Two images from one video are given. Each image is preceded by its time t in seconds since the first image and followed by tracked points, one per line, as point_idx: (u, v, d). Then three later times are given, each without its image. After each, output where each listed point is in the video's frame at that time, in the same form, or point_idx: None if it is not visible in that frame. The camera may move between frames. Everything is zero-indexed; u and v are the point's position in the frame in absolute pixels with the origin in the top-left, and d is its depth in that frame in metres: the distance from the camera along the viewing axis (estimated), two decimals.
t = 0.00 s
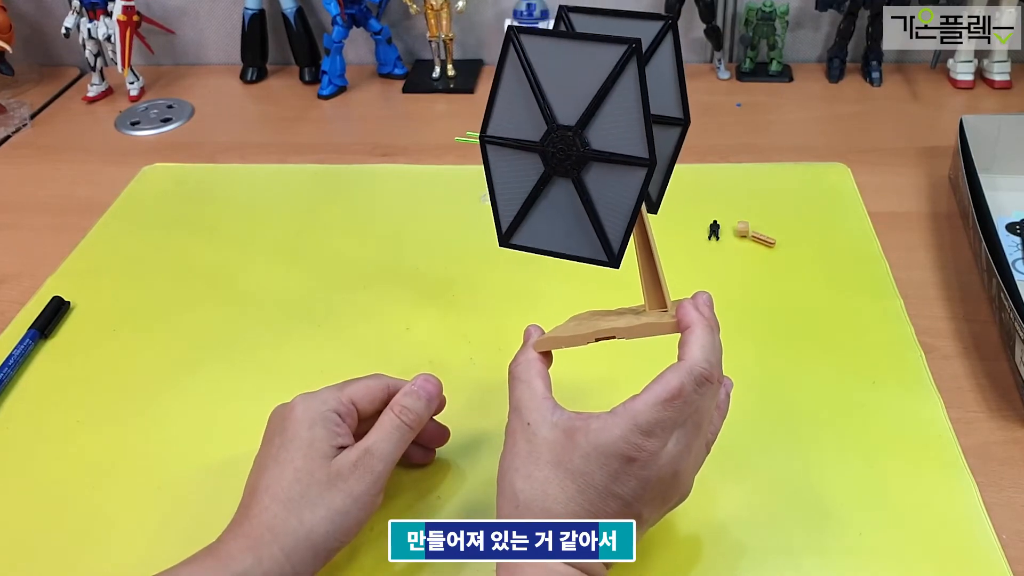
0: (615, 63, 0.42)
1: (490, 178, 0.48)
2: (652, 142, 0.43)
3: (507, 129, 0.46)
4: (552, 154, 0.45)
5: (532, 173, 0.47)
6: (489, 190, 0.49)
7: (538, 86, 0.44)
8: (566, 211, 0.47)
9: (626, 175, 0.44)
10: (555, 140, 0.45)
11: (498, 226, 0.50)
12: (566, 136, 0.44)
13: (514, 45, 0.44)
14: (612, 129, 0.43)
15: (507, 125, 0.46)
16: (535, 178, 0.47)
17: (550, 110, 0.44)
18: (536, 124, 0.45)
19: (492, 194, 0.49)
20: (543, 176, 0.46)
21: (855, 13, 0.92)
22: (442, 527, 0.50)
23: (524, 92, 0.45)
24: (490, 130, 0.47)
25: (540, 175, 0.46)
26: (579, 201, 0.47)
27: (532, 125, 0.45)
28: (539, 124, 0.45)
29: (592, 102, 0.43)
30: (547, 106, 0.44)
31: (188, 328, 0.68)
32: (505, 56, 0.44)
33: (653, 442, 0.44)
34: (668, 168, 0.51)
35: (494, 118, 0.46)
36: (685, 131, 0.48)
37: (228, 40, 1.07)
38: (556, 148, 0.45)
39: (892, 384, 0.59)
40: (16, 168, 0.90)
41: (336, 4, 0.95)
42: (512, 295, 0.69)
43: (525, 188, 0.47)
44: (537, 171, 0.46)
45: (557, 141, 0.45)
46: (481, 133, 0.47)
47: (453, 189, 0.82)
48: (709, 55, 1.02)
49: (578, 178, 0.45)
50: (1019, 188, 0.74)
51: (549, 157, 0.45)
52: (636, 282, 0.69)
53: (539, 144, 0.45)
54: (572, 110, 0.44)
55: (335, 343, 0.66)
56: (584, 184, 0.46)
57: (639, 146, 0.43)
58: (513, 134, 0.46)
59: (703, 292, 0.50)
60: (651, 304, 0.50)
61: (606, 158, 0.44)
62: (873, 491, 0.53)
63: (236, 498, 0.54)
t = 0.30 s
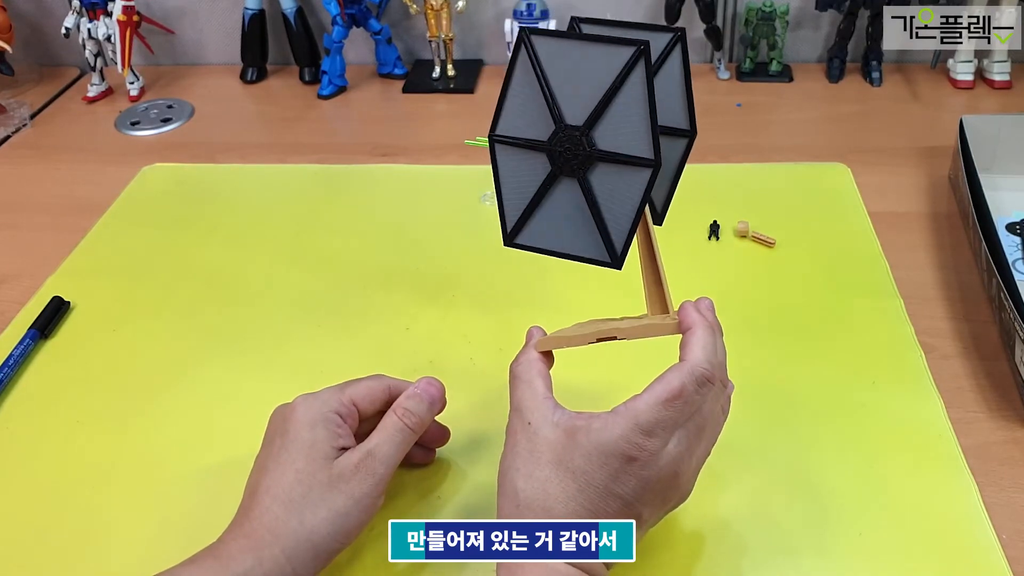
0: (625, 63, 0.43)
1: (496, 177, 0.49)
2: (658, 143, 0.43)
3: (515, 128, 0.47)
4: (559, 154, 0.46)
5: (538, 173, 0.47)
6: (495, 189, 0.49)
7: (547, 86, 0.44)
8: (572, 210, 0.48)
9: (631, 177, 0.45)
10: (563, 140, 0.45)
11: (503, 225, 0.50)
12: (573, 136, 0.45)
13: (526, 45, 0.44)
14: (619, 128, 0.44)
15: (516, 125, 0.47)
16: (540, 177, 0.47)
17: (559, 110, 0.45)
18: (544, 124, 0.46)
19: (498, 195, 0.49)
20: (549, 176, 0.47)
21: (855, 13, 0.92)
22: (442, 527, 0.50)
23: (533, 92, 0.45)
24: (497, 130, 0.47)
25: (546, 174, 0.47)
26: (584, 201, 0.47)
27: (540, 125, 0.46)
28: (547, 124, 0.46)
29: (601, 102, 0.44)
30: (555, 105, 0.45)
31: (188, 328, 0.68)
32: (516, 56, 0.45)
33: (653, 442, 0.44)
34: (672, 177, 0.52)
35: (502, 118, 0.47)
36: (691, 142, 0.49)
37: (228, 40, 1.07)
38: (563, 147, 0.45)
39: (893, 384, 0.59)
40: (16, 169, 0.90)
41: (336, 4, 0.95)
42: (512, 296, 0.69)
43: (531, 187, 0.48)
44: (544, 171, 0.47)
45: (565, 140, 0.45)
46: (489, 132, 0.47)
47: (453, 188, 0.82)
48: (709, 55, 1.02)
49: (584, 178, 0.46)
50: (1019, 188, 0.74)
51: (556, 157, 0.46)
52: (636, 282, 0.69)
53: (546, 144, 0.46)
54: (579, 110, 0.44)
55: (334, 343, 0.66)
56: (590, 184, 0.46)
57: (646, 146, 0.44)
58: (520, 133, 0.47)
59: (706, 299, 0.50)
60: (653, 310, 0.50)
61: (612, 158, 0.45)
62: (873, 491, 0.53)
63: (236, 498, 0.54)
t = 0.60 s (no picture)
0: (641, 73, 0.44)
1: (510, 177, 0.51)
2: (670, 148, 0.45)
3: (529, 130, 0.49)
4: (571, 156, 0.47)
5: (551, 173, 0.49)
6: (508, 188, 0.51)
7: (564, 90, 0.46)
8: (579, 212, 0.50)
9: (641, 181, 0.46)
10: (576, 143, 0.47)
11: (512, 225, 0.52)
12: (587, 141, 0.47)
13: (546, 49, 0.46)
14: (631, 134, 0.46)
15: (531, 126, 0.48)
16: (553, 178, 0.49)
17: (574, 113, 0.46)
18: (559, 126, 0.47)
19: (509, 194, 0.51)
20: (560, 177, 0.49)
21: (855, 13, 0.92)
22: (442, 527, 0.50)
23: (550, 95, 0.47)
24: (512, 131, 0.49)
25: (556, 176, 0.49)
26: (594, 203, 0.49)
27: (553, 128, 0.48)
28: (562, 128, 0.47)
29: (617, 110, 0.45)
30: (570, 110, 0.46)
31: (188, 328, 0.68)
32: (536, 59, 0.47)
33: (660, 443, 0.45)
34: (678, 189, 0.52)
35: (518, 119, 0.49)
36: (697, 161, 0.49)
37: (228, 40, 1.07)
38: (577, 150, 0.47)
39: (893, 384, 0.59)
40: (16, 169, 0.90)
41: (336, 4, 0.95)
42: (513, 296, 0.69)
43: (542, 188, 0.50)
44: (554, 173, 0.49)
45: (578, 144, 0.47)
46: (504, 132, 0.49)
47: (452, 188, 0.82)
48: (709, 55, 1.02)
49: (593, 181, 0.48)
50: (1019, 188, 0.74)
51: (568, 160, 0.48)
52: (636, 282, 0.69)
53: (560, 146, 0.47)
54: (594, 115, 0.46)
55: (334, 343, 0.66)
56: (600, 186, 0.48)
57: (658, 153, 0.45)
58: (535, 135, 0.48)
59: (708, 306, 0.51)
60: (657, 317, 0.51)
61: (624, 162, 0.46)
62: (874, 492, 0.53)
63: (236, 498, 0.54)
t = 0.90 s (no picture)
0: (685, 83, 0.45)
1: (531, 167, 0.49)
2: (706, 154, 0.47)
3: (562, 120, 0.47)
4: (603, 151, 0.47)
5: (576, 167, 0.48)
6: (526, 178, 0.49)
7: (606, 85, 0.46)
8: (599, 207, 0.50)
9: (673, 183, 0.48)
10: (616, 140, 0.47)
11: (528, 216, 0.51)
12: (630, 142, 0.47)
13: (591, 38, 0.45)
14: (670, 137, 0.47)
15: (564, 117, 0.47)
16: (579, 172, 0.48)
17: (613, 109, 0.46)
18: (593, 120, 0.47)
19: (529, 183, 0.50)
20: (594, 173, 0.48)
21: (855, 13, 0.92)
22: (442, 527, 0.51)
23: (589, 88, 0.46)
24: (542, 118, 0.47)
25: (585, 169, 0.48)
26: (629, 205, 0.49)
27: (587, 122, 0.47)
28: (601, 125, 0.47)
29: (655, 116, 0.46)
30: (608, 104, 0.46)
31: (188, 328, 0.68)
32: (576, 47, 0.46)
33: (693, 445, 0.46)
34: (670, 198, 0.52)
35: (549, 107, 0.47)
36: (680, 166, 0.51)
37: (228, 40, 1.07)
38: (612, 146, 0.47)
39: (893, 383, 0.59)
40: (16, 169, 0.90)
41: (336, 4, 0.95)
42: (513, 296, 0.69)
43: (566, 181, 0.49)
44: (583, 166, 0.48)
45: (613, 140, 0.47)
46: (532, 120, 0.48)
47: (452, 188, 0.82)
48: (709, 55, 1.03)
49: (622, 177, 0.48)
50: (1019, 188, 0.74)
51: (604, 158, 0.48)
52: (636, 282, 0.69)
53: (595, 141, 0.47)
54: (633, 114, 0.46)
55: (334, 343, 0.66)
56: (629, 184, 0.48)
57: (694, 159, 0.48)
58: (568, 126, 0.47)
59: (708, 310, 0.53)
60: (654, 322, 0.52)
61: (660, 163, 0.48)
62: (874, 492, 0.53)
63: (235, 499, 0.54)
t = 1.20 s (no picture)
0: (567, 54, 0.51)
1: (604, 151, 0.40)
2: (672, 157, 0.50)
3: (632, 102, 0.41)
4: (643, 141, 0.43)
5: (624, 154, 0.42)
6: (595, 161, 0.40)
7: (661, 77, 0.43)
8: (620, 198, 0.44)
9: (655, 181, 0.49)
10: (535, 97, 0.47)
11: (590, 198, 0.41)
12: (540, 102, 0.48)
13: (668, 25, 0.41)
14: (667, 138, 0.47)
15: (635, 100, 0.41)
16: (624, 160, 0.43)
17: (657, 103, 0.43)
18: (643, 109, 0.42)
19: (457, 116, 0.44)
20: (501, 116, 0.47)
21: (855, 13, 0.92)
22: (442, 527, 0.51)
23: (652, 74, 0.42)
24: (623, 98, 0.40)
25: (627, 154, 0.43)
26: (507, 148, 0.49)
27: (641, 106, 0.42)
28: (515, 73, 0.47)
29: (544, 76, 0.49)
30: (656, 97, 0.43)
31: (189, 328, 0.69)
32: (656, 31, 0.40)
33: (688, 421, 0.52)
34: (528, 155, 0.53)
35: (492, 50, 0.45)
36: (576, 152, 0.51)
37: (229, 41, 1.07)
38: (650, 138, 0.44)
39: (892, 383, 0.59)
40: (17, 169, 0.90)
41: (336, 4, 0.95)
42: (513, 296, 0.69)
43: (614, 165, 0.42)
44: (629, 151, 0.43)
45: (652, 130, 0.44)
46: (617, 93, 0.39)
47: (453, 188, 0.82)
48: (708, 55, 1.03)
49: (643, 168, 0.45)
50: (1019, 188, 0.74)
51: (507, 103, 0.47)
52: (636, 282, 0.70)
53: (643, 131, 0.43)
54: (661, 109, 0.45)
55: (335, 342, 0.66)
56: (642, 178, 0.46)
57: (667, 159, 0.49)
58: (633, 111, 0.41)
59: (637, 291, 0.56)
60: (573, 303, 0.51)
61: (662, 161, 0.47)
62: (874, 493, 0.53)
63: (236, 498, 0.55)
